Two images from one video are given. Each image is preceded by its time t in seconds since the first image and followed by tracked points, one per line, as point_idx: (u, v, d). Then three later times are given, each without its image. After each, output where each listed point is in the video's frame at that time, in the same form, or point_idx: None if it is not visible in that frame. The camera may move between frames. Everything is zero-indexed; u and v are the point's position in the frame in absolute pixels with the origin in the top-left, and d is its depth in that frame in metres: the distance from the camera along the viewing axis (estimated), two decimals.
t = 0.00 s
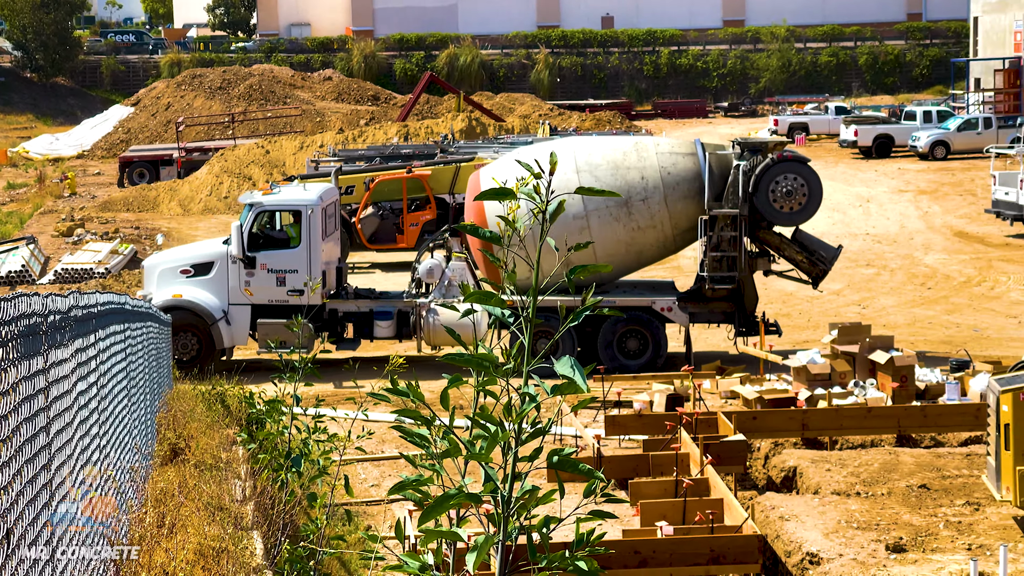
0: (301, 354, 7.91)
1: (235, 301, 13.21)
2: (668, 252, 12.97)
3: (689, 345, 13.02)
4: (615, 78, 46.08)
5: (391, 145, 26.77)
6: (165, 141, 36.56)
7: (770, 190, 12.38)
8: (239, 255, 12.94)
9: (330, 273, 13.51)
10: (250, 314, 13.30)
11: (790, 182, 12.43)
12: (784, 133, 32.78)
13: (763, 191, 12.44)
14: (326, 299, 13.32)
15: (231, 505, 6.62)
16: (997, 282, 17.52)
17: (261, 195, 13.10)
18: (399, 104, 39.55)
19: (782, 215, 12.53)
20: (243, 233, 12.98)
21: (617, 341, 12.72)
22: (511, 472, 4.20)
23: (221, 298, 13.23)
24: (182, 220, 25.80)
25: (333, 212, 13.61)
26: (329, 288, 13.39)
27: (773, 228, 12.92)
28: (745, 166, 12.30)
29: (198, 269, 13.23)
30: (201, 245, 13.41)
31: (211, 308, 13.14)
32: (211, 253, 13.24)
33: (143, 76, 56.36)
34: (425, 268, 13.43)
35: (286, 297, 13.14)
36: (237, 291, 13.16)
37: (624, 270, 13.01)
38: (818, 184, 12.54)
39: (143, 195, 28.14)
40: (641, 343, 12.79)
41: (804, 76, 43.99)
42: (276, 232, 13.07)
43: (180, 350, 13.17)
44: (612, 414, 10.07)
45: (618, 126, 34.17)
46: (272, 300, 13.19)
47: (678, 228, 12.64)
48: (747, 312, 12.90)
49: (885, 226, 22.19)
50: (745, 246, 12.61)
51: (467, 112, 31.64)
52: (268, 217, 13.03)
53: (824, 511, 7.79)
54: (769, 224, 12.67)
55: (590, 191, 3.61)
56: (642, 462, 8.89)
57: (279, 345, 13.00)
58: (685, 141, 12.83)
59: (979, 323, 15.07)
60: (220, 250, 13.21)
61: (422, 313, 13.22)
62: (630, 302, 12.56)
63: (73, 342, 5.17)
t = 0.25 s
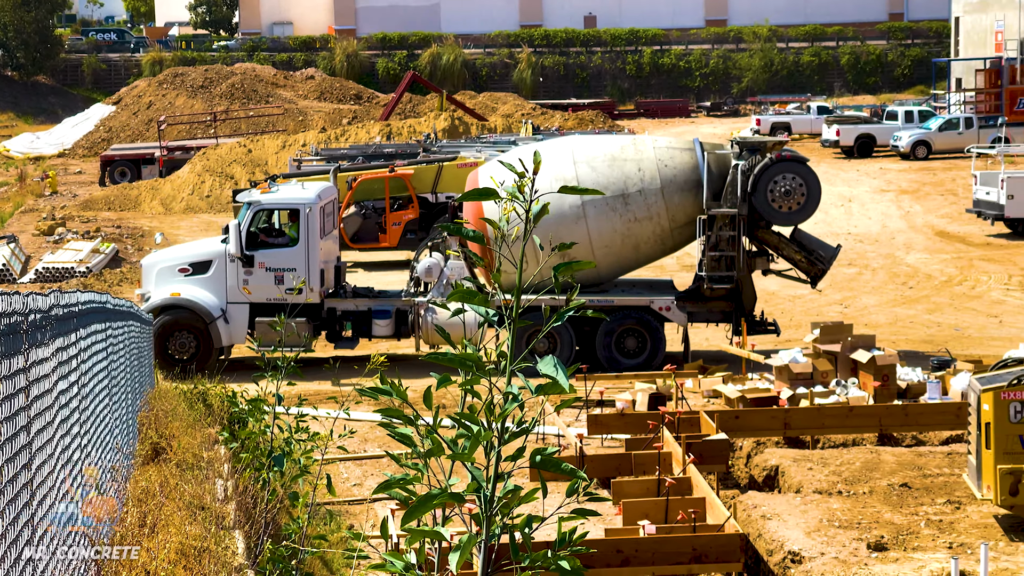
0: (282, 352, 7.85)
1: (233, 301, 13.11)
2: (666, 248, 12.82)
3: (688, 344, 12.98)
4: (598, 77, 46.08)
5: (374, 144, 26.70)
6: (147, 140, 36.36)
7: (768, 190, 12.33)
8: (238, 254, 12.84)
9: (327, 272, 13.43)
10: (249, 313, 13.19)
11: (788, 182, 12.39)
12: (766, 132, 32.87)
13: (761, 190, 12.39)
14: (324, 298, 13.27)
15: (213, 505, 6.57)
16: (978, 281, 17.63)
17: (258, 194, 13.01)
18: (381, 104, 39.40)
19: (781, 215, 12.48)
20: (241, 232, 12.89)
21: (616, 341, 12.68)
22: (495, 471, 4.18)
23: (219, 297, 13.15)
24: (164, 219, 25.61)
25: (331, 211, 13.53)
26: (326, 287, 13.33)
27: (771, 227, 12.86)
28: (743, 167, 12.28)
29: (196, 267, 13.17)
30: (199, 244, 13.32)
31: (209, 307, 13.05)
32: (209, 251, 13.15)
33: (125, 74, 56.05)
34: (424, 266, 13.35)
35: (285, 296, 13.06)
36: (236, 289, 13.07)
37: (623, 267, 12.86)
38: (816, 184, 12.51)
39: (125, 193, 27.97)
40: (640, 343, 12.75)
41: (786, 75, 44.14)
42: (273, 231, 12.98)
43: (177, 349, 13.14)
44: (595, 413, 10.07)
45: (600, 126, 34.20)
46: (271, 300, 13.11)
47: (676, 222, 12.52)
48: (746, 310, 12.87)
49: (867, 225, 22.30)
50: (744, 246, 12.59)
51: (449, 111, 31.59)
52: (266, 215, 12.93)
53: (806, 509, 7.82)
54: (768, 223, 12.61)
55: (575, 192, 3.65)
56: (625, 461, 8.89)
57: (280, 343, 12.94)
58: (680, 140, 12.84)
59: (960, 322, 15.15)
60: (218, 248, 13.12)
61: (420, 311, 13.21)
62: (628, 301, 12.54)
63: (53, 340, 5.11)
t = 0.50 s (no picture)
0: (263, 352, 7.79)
1: (230, 301, 13.01)
2: (664, 245, 12.71)
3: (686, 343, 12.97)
4: (579, 77, 46.04)
5: (355, 144, 26.59)
6: (127, 140, 36.12)
7: (767, 190, 12.31)
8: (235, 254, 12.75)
9: (326, 273, 13.34)
10: (247, 313, 13.09)
11: (786, 181, 12.37)
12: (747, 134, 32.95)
13: (759, 190, 12.36)
14: (323, 297, 13.19)
15: (194, 506, 6.53)
16: (958, 282, 17.73)
17: (256, 194, 12.90)
18: (363, 104, 39.27)
19: (779, 215, 12.46)
20: (240, 233, 12.79)
21: (612, 343, 12.67)
22: (477, 471, 4.17)
23: (217, 297, 13.05)
24: (145, 219, 25.46)
25: (330, 211, 13.44)
26: (324, 287, 13.24)
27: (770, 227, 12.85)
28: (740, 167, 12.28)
29: (195, 268, 13.09)
30: (198, 244, 13.24)
31: (207, 307, 12.95)
32: (208, 252, 13.07)
33: (106, 74, 55.74)
34: (422, 266, 13.26)
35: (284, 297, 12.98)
36: (234, 290, 12.97)
37: (622, 264, 12.77)
38: (814, 183, 12.50)
39: (105, 193, 27.77)
40: (638, 343, 12.73)
41: (767, 76, 44.25)
42: (271, 232, 12.90)
43: (176, 350, 13.05)
44: (576, 414, 10.07)
45: (582, 127, 34.19)
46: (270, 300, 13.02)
47: (673, 216, 12.44)
48: (744, 310, 12.84)
49: (848, 226, 22.39)
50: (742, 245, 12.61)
51: (430, 112, 31.49)
52: (265, 216, 12.85)
53: (787, 510, 7.83)
54: (766, 223, 12.60)
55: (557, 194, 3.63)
56: (606, 461, 8.88)
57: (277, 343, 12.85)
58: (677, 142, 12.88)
59: (940, 323, 15.23)
60: (218, 249, 13.03)
61: (417, 312, 13.13)
62: (627, 301, 12.53)
63: (33, 341, 5.08)
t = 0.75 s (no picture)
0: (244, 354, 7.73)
1: (229, 303, 12.92)
2: (662, 244, 12.60)
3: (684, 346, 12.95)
4: (560, 80, 46.04)
5: (336, 146, 26.49)
6: (106, 141, 35.92)
7: (765, 194, 12.33)
8: (234, 255, 12.67)
9: (325, 275, 13.22)
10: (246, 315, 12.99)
11: (785, 186, 12.39)
12: (728, 136, 33.05)
13: (758, 193, 12.37)
14: (321, 299, 13.07)
15: (173, 508, 6.46)
16: (937, 285, 17.84)
17: (256, 195, 12.85)
18: (344, 106, 39.13)
19: (777, 218, 12.48)
20: (238, 234, 12.72)
21: (611, 346, 12.69)
22: (457, 473, 4.15)
23: (217, 298, 12.96)
24: (124, 221, 25.29)
25: (330, 213, 13.35)
26: (323, 289, 13.12)
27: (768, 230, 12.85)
28: (740, 169, 12.29)
29: (194, 269, 12.97)
30: (199, 245, 13.15)
31: (206, 308, 12.86)
32: (207, 253, 12.98)
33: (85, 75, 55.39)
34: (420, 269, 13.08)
35: (281, 298, 12.88)
36: (233, 292, 12.88)
37: (619, 263, 12.66)
38: (813, 187, 12.52)
39: (84, 195, 27.60)
40: (637, 347, 12.73)
41: (747, 79, 44.38)
42: (270, 233, 12.82)
43: (173, 351, 13.01)
44: (556, 416, 10.06)
45: (562, 129, 34.23)
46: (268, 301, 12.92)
47: (670, 212, 12.38)
48: (742, 313, 12.76)
49: (828, 229, 22.48)
50: (740, 248, 12.60)
51: (411, 114, 31.43)
52: (263, 217, 12.79)
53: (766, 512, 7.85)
54: (764, 226, 12.61)
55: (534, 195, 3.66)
56: (586, 464, 8.88)
57: (275, 345, 12.72)
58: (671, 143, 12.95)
59: (920, 326, 15.31)
60: (217, 250, 12.95)
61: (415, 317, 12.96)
62: (626, 304, 12.53)
63: (11, 343, 5.04)
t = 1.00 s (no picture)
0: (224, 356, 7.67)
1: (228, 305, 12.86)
2: (661, 242, 12.47)
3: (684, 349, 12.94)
4: (540, 83, 46.04)
5: (316, 149, 26.39)
6: (84, 144, 35.65)
7: (764, 197, 12.43)
8: (233, 257, 12.63)
9: (325, 277, 13.15)
10: (244, 317, 12.94)
11: (784, 189, 12.49)
12: (708, 140, 33.16)
13: (757, 197, 12.47)
14: (320, 302, 13.01)
15: (151, 512, 6.39)
16: (915, 288, 17.97)
17: (255, 197, 12.80)
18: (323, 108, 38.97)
19: (777, 221, 12.58)
20: (237, 235, 12.66)
21: (609, 349, 12.68)
22: (436, 476, 4.12)
23: (216, 300, 12.89)
24: (102, 223, 25.09)
25: (329, 215, 13.30)
26: (323, 291, 13.06)
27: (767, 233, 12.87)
28: (739, 172, 12.32)
29: (192, 271, 12.81)
30: (197, 247, 13.06)
31: (204, 310, 12.78)
32: (205, 255, 12.89)
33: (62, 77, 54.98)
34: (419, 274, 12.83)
35: (280, 300, 12.82)
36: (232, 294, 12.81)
37: (619, 262, 12.54)
38: (811, 190, 12.61)
39: (62, 198, 27.38)
40: (635, 350, 12.70)
41: (726, 82, 44.55)
42: (270, 235, 12.77)
43: (172, 353, 12.93)
44: (535, 419, 10.06)
45: (542, 132, 34.25)
46: (266, 303, 12.86)
47: (668, 208, 12.33)
48: (742, 316, 12.84)
49: (808, 232, 22.60)
50: (740, 251, 12.63)
51: (391, 117, 31.35)
52: (263, 220, 12.75)
53: (745, 515, 7.86)
54: (764, 229, 12.64)
55: (514, 198, 3.68)
56: (565, 467, 8.87)
57: (274, 347, 12.69)
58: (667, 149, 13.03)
59: (898, 329, 15.41)
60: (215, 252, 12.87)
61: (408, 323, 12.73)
62: (625, 307, 12.50)
63: None
